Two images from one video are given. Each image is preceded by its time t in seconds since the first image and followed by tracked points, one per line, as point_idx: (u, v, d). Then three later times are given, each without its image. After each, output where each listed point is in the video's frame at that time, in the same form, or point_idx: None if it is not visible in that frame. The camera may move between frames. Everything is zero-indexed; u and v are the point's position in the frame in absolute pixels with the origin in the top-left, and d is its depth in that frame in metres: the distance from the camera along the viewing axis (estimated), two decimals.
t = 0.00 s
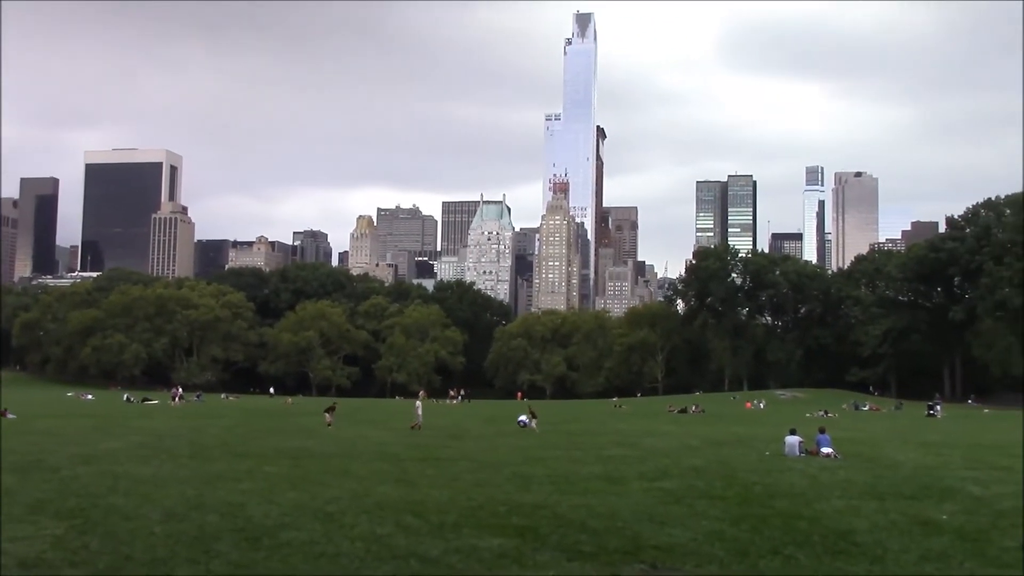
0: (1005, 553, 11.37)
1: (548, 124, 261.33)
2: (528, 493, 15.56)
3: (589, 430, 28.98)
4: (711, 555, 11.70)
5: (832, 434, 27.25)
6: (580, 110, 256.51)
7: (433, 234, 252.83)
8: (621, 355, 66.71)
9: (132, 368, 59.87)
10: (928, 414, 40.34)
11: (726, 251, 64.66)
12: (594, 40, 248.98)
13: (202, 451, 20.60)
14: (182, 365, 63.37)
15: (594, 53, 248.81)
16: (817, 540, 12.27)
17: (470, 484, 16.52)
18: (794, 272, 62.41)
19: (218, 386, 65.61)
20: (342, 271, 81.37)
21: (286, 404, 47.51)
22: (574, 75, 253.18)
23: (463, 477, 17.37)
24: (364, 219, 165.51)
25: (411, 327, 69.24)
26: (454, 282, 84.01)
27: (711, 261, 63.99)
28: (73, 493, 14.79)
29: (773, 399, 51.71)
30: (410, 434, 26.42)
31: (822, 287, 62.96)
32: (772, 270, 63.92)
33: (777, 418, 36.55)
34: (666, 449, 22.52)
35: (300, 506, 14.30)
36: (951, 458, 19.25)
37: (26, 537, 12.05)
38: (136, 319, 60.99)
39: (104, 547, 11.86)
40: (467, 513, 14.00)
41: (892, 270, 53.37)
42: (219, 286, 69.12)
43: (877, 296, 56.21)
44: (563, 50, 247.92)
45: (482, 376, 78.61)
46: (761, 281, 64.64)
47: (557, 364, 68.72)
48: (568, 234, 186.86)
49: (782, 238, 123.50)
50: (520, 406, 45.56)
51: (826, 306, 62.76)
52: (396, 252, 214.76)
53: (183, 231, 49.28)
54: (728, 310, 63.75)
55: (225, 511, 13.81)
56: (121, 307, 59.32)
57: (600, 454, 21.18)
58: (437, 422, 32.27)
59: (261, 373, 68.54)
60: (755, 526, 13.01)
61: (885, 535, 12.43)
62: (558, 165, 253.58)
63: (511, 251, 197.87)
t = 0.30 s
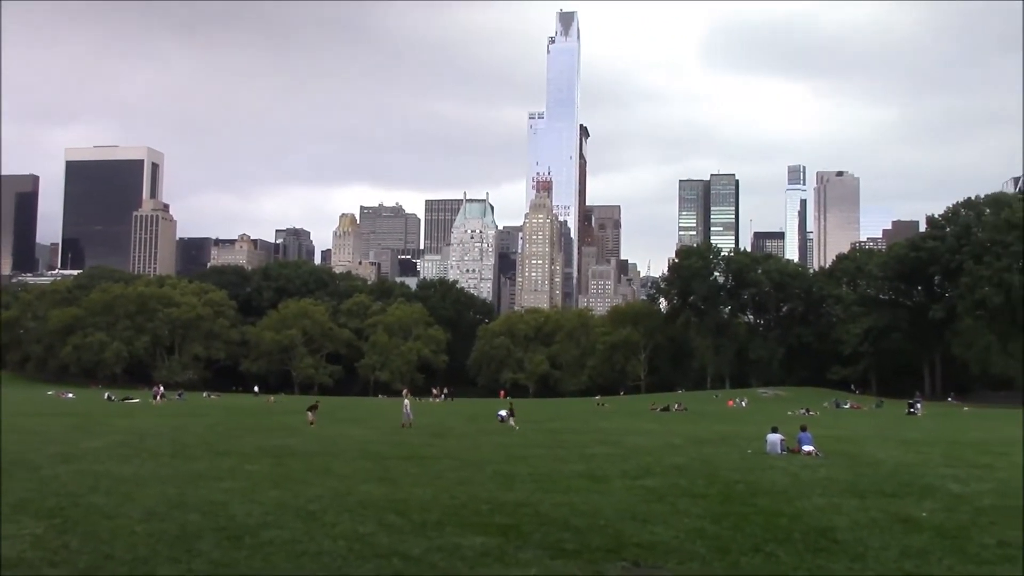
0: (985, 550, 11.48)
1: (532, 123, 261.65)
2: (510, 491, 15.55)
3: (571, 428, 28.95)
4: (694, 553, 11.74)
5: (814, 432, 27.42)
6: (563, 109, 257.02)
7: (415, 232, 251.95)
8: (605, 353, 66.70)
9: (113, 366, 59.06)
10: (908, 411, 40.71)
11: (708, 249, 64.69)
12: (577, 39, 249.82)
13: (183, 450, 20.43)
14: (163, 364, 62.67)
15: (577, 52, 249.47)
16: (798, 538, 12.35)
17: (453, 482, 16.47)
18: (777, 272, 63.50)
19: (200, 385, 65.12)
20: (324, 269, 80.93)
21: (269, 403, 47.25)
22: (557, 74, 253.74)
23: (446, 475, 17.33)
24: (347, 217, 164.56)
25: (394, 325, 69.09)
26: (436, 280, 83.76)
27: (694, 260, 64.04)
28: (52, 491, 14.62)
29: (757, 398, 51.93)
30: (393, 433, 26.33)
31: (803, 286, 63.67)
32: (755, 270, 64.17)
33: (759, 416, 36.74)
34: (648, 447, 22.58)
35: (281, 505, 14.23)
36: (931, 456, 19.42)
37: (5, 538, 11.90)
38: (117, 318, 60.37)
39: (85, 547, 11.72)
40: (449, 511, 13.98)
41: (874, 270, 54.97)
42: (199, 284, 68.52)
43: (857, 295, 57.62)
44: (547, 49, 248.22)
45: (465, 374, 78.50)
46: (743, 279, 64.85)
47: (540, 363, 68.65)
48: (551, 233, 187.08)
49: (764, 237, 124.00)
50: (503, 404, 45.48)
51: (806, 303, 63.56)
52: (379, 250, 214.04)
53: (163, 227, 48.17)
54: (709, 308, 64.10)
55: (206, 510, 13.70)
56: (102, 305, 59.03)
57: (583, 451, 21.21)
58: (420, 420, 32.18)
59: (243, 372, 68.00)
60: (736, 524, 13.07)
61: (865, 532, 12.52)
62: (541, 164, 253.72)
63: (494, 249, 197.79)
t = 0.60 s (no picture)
0: (959, 547, 11.62)
1: (510, 122, 261.56)
2: (488, 490, 15.53)
3: (550, 427, 28.95)
4: (671, 551, 11.79)
5: (790, 430, 27.64)
6: (542, 108, 257.05)
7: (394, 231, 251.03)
8: (584, 352, 66.82)
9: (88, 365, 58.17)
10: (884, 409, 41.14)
11: (687, 249, 64.89)
12: (556, 38, 250.07)
13: (159, 449, 20.24)
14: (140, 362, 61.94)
15: (556, 51, 249.67)
16: (775, 535, 12.43)
17: (431, 481, 16.43)
18: (754, 270, 63.92)
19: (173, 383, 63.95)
20: (302, 268, 80.39)
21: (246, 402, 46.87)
22: (536, 74, 253.81)
23: (425, 474, 17.30)
24: (326, 216, 163.49)
25: (372, 324, 68.83)
26: (415, 279, 83.47)
27: (672, 259, 64.26)
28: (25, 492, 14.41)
29: (734, 396, 52.21)
30: (371, 432, 26.23)
31: (781, 285, 64.22)
32: (733, 269, 64.49)
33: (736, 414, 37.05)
34: (627, 446, 22.62)
35: (258, 504, 14.12)
36: (905, 454, 19.65)
37: None
38: (92, 317, 59.68)
39: (59, 547, 11.56)
40: (427, 510, 13.94)
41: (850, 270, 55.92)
42: (177, 284, 67.94)
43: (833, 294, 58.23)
44: (526, 49, 248.18)
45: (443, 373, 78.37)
46: (721, 279, 65.15)
47: (519, 362, 68.61)
48: (530, 232, 187.11)
49: (742, 238, 124.69)
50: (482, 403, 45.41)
51: (783, 303, 64.15)
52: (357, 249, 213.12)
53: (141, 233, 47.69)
54: (687, 307, 64.38)
55: (182, 511, 13.56)
56: (78, 303, 58.48)
57: (562, 451, 21.23)
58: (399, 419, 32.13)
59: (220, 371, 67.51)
60: (714, 522, 13.13)
61: (841, 529, 12.62)
62: (520, 163, 253.67)
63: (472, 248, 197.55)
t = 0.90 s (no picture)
0: (934, 545, 11.73)
1: (491, 121, 261.12)
2: (468, 490, 15.50)
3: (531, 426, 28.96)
4: (650, 550, 11.83)
5: (769, 429, 27.82)
6: (522, 108, 256.67)
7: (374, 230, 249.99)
8: (564, 352, 66.97)
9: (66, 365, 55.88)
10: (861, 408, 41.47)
11: (666, 249, 65.15)
12: (536, 38, 249.98)
13: (137, 450, 20.06)
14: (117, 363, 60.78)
15: (536, 51, 249.45)
16: (753, 534, 12.49)
17: (410, 481, 16.38)
18: (733, 270, 64.34)
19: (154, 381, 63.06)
20: (281, 267, 79.86)
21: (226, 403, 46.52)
22: (516, 73, 253.49)
23: (404, 474, 17.25)
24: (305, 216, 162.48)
25: (352, 324, 68.52)
26: (395, 279, 83.22)
27: (652, 259, 64.52)
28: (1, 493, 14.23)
29: (714, 396, 52.46)
30: (350, 432, 26.13)
31: (760, 285, 64.71)
32: (712, 269, 64.85)
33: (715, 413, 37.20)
34: (606, 445, 22.65)
35: (238, 505, 14.02)
36: (882, 452, 19.84)
37: None
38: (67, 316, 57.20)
39: (35, 549, 11.41)
40: (407, 510, 13.90)
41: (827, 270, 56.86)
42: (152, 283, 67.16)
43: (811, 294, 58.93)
44: (506, 48, 247.73)
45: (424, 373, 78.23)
46: (700, 279, 65.50)
47: (499, 361, 68.59)
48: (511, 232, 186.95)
49: (721, 237, 125.43)
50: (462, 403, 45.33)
51: (762, 303, 64.60)
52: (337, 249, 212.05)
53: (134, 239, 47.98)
54: (667, 307, 64.65)
55: (161, 511, 13.44)
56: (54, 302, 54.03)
57: (542, 450, 21.25)
58: (380, 419, 32.06)
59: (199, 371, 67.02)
60: (693, 521, 13.17)
61: (818, 528, 12.71)
62: (500, 163, 253.31)
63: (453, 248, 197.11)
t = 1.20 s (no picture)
0: (900, 544, 11.90)
1: (465, 121, 260.74)
2: (440, 490, 15.47)
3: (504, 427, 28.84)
4: (621, 550, 11.87)
5: (741, 429, 28.04)
6: (496, 108, 256.32)
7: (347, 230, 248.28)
8: (538, 353, 67.10)
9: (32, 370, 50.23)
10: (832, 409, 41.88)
11: (640, 250, 65.42)
12: (511, 38, 249.89)
13: (106, 450, 19.79)
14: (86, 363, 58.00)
15: (510, 51, 249.27)
16: (723, 534, 12.57)
17: (382, 481, 16.31)
18: (706, 271, 64.86)
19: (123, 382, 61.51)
20: (254, 267, 79.04)
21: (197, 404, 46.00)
22: (490, 74, 253.21)
23: (376, 474, 17.17)
24: (279, 216, 160.81)
25: (325, 324, 68.10)
26: (368, 279, 82.78)
27: (625, 260, 64.77)
28: None
29: (686, 396, 52.87)
30: (322, 432, 25.97)
31: (731, 285, 65.39)
32: (685, 270, 65.32)
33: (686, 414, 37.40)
34: (579, 445, 22.72)
35: (208, 505, 13.88)
36: (852, 452, 20.09)
37: None
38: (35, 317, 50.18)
39: None
40: (379, 510, 13.83)
41: (798, 271, 57.62)
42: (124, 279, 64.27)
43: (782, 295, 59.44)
44: (481, 49, 247.40)
45: (397, 373, 78.02)
46: (673, 280, 65.86)
47: (473, 362, 68.47)
48: (484, 232, 186.53)
49: (693, 238, 126.27)
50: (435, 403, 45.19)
51: (733, 302, 65.40)
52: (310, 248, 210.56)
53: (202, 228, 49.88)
54: (639, 307, 65.07)
55: (129, 512, 13.24)
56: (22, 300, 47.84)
57: (515, 451, 21.29)
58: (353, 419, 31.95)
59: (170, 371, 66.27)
60: (665, 522, 13.23)
61: (787, 528, 12.82)
62: (474, 163, 252.86)
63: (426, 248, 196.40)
